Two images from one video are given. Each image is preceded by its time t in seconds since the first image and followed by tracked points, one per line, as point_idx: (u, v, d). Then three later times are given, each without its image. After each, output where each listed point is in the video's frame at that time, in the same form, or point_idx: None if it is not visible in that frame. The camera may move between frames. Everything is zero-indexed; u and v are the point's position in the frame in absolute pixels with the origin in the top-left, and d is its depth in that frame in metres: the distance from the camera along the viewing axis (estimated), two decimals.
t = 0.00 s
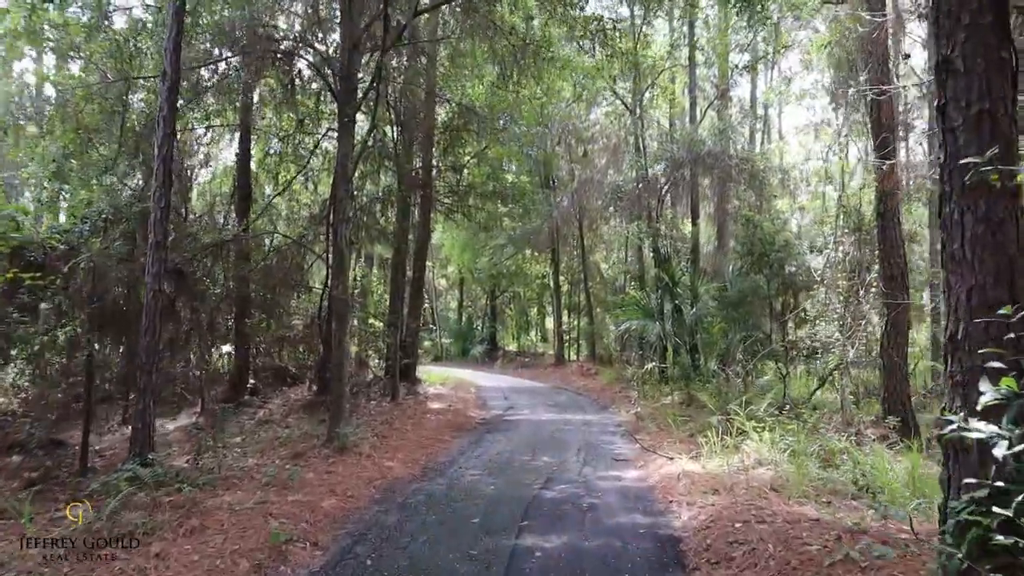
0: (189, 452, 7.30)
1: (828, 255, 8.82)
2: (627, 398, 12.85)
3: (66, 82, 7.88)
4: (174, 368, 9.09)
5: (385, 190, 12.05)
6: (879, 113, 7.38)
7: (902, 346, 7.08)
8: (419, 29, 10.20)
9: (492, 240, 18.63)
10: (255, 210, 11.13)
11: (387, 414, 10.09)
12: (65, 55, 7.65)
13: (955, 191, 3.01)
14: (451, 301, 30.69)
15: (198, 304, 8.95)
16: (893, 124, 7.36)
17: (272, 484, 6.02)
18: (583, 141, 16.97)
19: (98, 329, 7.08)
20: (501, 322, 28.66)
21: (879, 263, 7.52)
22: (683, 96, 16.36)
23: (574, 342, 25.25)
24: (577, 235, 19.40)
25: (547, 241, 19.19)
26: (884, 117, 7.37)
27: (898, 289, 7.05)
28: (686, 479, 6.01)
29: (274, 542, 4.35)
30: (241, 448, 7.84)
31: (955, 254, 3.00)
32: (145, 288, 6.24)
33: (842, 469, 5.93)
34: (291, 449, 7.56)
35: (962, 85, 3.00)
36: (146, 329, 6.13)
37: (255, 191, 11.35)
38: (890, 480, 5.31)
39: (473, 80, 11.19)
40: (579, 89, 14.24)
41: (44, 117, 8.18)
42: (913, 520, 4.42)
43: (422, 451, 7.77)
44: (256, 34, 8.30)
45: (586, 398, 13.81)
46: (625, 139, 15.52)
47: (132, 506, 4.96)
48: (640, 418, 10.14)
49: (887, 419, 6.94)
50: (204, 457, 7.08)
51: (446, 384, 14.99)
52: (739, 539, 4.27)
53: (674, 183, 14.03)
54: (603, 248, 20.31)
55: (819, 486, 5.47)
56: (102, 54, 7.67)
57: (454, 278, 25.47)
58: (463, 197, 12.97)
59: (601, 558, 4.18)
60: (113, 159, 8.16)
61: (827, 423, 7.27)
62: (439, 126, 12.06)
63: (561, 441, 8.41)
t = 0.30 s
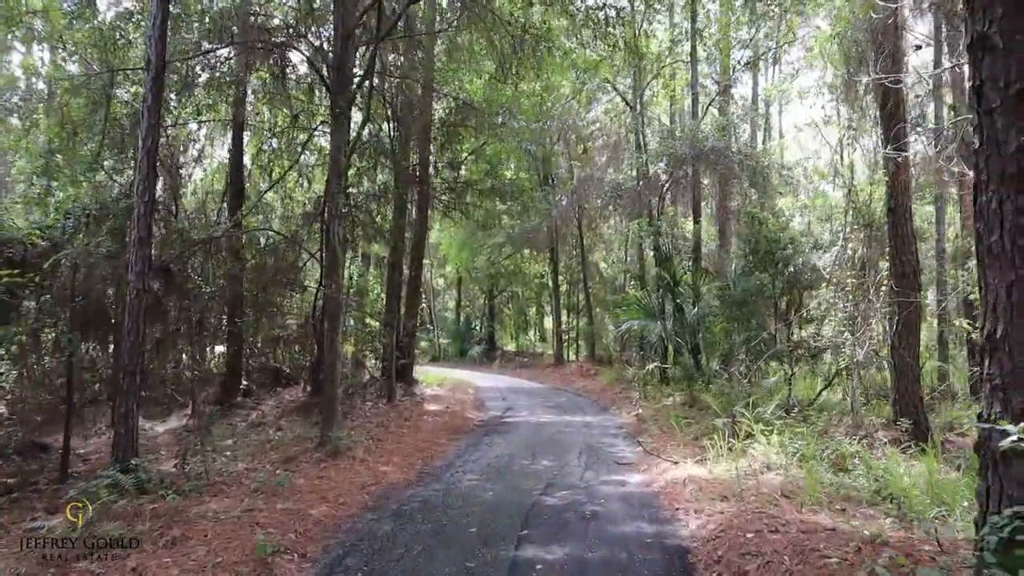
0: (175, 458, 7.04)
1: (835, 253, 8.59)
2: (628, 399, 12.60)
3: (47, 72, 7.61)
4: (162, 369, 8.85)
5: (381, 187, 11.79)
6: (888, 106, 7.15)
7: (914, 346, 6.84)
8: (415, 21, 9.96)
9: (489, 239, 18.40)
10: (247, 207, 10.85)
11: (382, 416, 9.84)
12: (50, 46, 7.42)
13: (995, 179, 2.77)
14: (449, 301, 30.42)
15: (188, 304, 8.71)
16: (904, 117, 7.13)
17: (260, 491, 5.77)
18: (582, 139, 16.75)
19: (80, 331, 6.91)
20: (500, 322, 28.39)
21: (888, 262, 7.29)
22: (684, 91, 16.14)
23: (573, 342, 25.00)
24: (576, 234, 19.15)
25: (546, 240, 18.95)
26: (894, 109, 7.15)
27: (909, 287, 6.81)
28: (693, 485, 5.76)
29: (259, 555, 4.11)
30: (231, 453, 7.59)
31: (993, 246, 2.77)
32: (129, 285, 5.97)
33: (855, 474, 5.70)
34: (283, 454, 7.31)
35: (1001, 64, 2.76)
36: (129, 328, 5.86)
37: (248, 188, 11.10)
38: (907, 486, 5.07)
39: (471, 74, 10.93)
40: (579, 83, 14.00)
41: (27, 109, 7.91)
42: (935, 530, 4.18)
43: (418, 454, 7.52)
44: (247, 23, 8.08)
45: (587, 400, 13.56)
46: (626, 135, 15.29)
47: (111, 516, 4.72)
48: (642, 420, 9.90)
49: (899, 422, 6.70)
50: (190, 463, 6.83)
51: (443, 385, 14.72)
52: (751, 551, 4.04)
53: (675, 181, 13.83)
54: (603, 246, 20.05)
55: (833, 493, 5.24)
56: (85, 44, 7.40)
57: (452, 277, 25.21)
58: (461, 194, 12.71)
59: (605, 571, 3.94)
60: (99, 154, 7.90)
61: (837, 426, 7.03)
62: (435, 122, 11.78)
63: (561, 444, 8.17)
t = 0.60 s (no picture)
0: (160, 464, 6.77)
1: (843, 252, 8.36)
2: (629, 400, 12.35)
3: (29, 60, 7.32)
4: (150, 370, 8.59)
5: (376, 184, 11.53)
6: (900, 96, 6.88)
7: (929, 347, 6.59)
8: (412, 14, 9.71)
9: (487, 238, 18.15)
10: (239, 203, 10.57)
11: (377, 418, 9.57)
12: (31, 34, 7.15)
13: None
14: (446, 300, 30.12)
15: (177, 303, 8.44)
16: (916, 108, 6.86)
17: (248, 499, 5.51)
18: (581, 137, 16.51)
19: (63, 331, 6.66)
20: (497, 321, 28.08)
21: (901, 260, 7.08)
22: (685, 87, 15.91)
23: (572, 342, 24.73)
24: (575, 232, 18.90)
25: (546, 238, 18.69)
26: (906, 100, 6.88)
27: (924, 285, 6.61)
28: (701, 492, 5.51)
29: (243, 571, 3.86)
30: (219, 458, 7.33)
31: None
32: (111, 283, 5.70)
33: (870, 481, 5.46)
34: (273, 459, 7.05)
35: None
36: (111, 328, 5.59)
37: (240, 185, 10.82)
38: (928, 495, 4.82)
39: (469, 68, 10.68)
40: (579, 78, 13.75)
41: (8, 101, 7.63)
42: (964, 544, 3.93)
43: (414, 459, 7.26)
44: (237, 10, 7.80)
45: (586, 401, 13.29)
46: (627, 130, 15.02)
47: (87, 529, 4.46)
48: (644, 422, 9.66)
49: (914, 426, 6.45)
50: (176, 469, 6.56)
51: (440, 386, 14.45)
52: (769, 566, 3.80)
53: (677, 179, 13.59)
54: (602, 245, 19.80)
55: (849, 501, 5.00)
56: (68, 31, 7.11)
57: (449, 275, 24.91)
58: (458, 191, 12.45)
59: None
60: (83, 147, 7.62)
61: (848, 430, 6.79)
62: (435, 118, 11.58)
63: (562, 448, 7.93)
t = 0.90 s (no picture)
0: (140, 469, 6.48)
1: (849, 248, 8.13)
2: (627, 401, 12.10)
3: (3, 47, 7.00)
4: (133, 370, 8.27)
5: (369, 180, 11.23)
6: (908, 83, 6.62)
7: (940, 345, 6.37)
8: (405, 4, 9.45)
9: (482, 235, 17.90)
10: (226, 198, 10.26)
11: (369, 420, 9.29)
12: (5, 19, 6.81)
13: None
14: (440, 299, 29.78)
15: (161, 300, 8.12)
16: (925, 95, 6.61)
17: (231, 507, 5.23)
18: (577, 133, 16.26)
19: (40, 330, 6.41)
20: (491, 320, 27.77)
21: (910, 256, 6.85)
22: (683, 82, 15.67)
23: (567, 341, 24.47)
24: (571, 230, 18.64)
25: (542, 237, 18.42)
26: (915, 86, 6.62)
27: (935, 283, 6.40)
28: (707, 497, 5.27)
29: None
30: (204, 462, 7.04)
31: None
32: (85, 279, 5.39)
33: (883, 486, 5.24)
34: (260, 463, 6.76)
35: None
36: (87, 327, 5.30)
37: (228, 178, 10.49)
38: (946, 501, 4.60)
39: (463, 60, 10.40)
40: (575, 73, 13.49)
41: None
42: (990, 555, 3.70)
43: (406, 463, 6.98)
44: None
45: (583, 402, 13.04)
46: (624, 126, 14.76)
47: (56, 541, 4.18)
48: (643, 424, 9.42)
49: (924, 428, 6.24)
50: (157, 474, 6.27)
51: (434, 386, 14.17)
52: None
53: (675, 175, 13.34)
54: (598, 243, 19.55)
55: (863, 507, 4.77)
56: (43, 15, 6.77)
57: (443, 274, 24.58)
58: (452, 187, 12.14)
59: None
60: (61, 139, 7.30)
61: (857, 432, 6.56)
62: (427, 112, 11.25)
63: (560, 450, 7.67)
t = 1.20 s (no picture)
0: (119, 475, 6.18)
1: (855, 245, 7.90)
2: (625, 402, 11.87)
3: None
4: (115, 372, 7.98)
5: (362, 176, 10.95)
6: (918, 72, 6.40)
7: (951, 344, 6.16)
8: None
9: (477, 234, 17.64)
10: (213, 194, 9.97)
11: (361, 423, 9.01)
12: None
13: None
14: (435, 298, 29.48)
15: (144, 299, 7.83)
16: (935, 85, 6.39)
17: (212, 516, 4.96)
18: (574, 130, 16.00)
19: (8, 321, 6.28)
20: (487, 320, 27.48)
21: (919, 252, 6.64)
22: (681, 79, 15.48)
23: (563, 341, 24.23)
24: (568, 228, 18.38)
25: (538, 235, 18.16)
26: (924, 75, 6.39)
27: (947, 280, 6.19)
28: (713, 504, 5.02)
29: None
30: (187, 467, 6.76)
31: None
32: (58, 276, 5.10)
33: (896, 489, 5.02)
34: (245, 468, 6.48)
35: None
36: (60, 326, 5.02)
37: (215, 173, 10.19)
38: (966, 508, 4.37)
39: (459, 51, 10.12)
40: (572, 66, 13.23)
41: None
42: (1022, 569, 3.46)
43: (398, 467, 6.71)
44: None
45: (580, 403, 12.80)
46: (622, 122, 14.53)
47: (21, 556, 3.90)
48: (643, 426, 9.19)
49: (936, 430, 6.03)
50: (136, 480, 5.99)
51: (428, 387, 13.88)
52: None
53: (673, 173, 13.11)
54: (595, 241, 19.32)
55: (878, 514, 4.54)
56: None
57: (438, 273, 24.29)
58: (446, 184, 11.90)
59: None
60: (38, 128, 7.00)
61: (865, 434, 6.34)
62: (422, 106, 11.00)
63: (558, 454, 7.42)
